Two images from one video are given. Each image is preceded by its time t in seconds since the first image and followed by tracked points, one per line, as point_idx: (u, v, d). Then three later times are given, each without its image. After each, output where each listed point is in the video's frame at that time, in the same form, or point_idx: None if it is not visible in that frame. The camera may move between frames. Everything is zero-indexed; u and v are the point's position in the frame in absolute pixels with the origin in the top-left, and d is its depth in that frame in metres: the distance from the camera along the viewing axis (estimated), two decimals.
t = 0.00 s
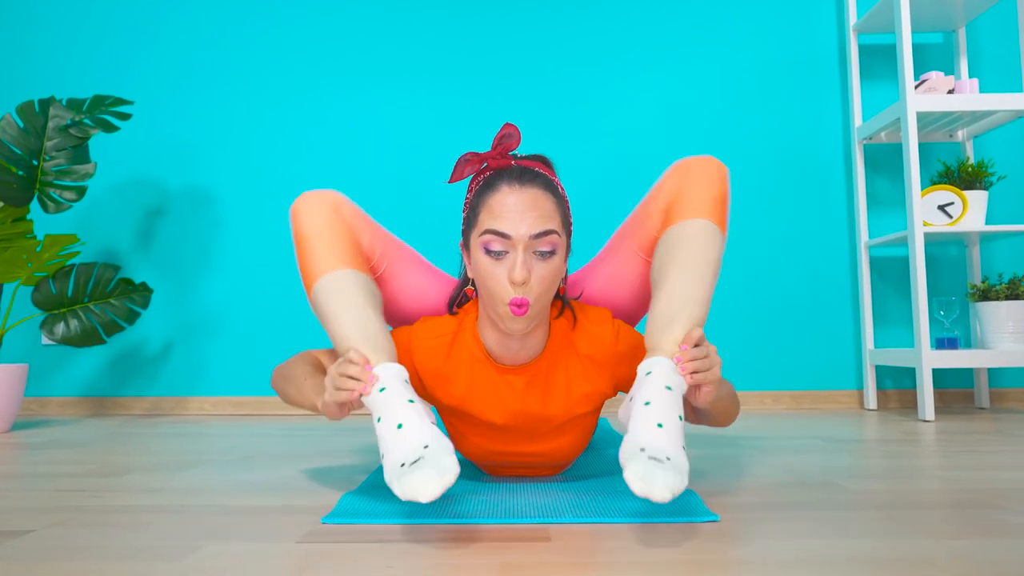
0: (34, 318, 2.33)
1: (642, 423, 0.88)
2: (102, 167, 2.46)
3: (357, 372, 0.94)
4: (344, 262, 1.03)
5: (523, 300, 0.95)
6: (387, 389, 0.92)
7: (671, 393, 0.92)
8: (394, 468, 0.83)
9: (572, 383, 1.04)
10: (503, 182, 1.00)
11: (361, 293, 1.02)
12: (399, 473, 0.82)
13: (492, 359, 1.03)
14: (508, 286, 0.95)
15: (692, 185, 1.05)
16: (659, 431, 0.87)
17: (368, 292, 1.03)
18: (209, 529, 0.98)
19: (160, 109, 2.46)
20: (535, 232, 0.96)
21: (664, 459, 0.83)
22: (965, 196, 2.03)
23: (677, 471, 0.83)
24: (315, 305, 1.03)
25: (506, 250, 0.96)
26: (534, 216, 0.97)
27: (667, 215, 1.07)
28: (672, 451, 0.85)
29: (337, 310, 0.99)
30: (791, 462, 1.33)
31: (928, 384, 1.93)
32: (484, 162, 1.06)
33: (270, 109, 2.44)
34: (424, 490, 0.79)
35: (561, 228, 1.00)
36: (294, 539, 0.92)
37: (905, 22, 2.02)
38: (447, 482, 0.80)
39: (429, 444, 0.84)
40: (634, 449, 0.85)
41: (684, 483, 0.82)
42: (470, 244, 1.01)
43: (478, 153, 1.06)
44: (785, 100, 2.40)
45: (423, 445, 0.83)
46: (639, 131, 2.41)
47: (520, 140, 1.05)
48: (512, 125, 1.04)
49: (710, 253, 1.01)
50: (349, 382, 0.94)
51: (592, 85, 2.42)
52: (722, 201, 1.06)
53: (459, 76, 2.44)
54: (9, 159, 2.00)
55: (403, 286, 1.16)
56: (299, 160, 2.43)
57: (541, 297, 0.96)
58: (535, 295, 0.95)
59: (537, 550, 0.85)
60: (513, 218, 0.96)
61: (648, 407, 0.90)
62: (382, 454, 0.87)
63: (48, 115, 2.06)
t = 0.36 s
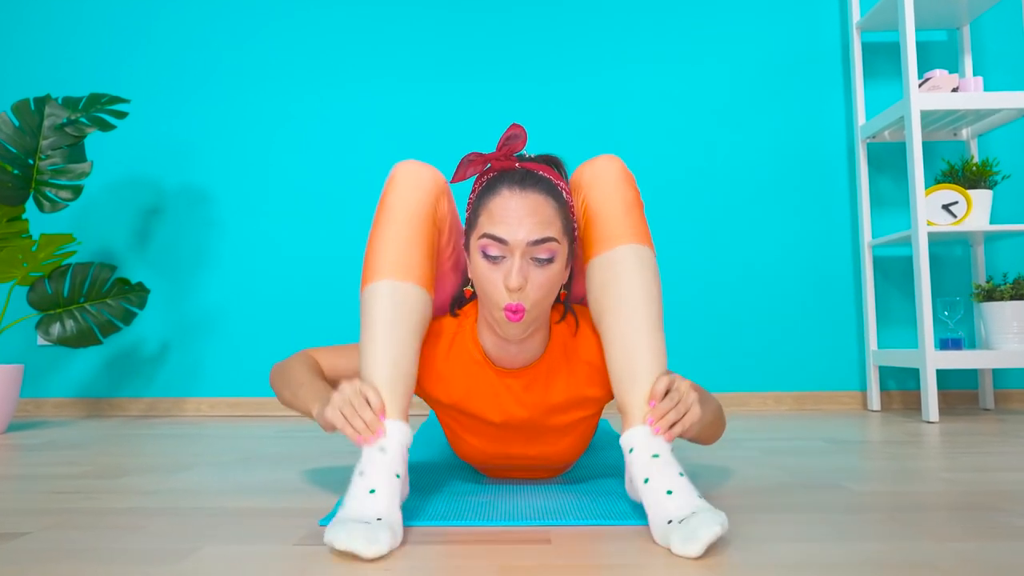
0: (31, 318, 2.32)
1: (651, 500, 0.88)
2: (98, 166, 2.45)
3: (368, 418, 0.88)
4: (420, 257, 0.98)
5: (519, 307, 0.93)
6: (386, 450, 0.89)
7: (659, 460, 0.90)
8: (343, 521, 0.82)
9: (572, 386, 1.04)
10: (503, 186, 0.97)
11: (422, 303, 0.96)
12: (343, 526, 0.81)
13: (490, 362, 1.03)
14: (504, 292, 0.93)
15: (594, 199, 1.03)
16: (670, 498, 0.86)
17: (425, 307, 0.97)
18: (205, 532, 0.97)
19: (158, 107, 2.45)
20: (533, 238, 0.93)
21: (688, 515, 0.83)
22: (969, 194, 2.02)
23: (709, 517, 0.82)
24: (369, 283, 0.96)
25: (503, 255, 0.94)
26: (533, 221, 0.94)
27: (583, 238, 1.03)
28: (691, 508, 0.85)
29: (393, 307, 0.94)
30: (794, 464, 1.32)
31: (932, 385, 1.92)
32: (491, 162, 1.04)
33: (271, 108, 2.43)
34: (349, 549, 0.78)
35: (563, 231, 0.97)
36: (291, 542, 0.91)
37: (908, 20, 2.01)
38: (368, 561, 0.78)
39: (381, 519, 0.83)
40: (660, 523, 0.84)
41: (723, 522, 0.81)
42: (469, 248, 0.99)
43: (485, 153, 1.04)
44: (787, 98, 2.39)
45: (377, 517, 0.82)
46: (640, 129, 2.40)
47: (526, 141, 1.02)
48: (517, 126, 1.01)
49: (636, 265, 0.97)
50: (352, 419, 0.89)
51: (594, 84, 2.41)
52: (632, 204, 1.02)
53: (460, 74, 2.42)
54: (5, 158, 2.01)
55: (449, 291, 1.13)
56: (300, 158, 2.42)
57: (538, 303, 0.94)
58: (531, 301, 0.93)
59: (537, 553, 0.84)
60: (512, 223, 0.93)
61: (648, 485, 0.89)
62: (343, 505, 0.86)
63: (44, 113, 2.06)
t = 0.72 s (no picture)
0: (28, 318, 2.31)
1: (650, 505, 0.87)
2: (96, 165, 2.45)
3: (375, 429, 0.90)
4: (433, 266, 0.97)
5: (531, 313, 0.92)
6: (393, 461, 0.89)
7: (659, 467, 0.90)
8: (349, 531, 0.81)
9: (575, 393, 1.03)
10: (506, 192, 0.95)
11: (434, 313, 0.96)
12: (349, 535, 0.80)
13: (493, 370, 1.02)
14: (515, 299, 0.92)
15: (585, 206, 1.01)
16: (670, 504, 0.86)
17: (437, 316, 0.97)
18: (202, 534, 0.96)
19: (156, 106, 2.44)
20: (541, 244, 0.92)
21: (687, 522, 0.82)
22: (974, 193, 2.01)
23: (706, 529, 0.82)
24: (379, 291, 0.96)
25: (511, 262, 0.93)
26: (540, 226, 0.92)
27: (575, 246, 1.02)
28: (690, 516, 0.84)
29: (404, 317, 0.94)
30: (798, 466, 1.31)
31: (936, 387, 1.91)
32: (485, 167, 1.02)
33: (272, 106, 2.42)
34: (356, 558, 0.77)
35: (568, 234, 0.96)
36: (290, 544, 0.90)
37: (912, 17, 2.00)
38: (379, 567, 0.77)
39: (389, 526, 0.82)
40: (657, 526, 0.83)
41: (719, 538, 0.81)
42: (472, 256, 0.97)
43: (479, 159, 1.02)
44: (789, 96, 2.38)
45: (385, 524, 0.82)
46: (642, 128, 2.39)
47: (521, 144, 1.02)
48: (513, 130, 1.01)
49: (630, 274, 0.96)
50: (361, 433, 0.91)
51: (595, 82, 2.40)
52: (624, 211, 1.01)
53: (462, 73, 2.41)
54: None
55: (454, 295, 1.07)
56: (300, 157, 2.41)
57: (548, 308, 0.93)
58: (543, 306, 0.92)
59: (537, 555, 0.83)
60: (519, 229, 0.92)
61: (647, 490, 0.88)
62: (351, 517, 0.85)
63: (39, 112, 2.05)
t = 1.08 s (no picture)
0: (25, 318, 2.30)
1: (651, 511, 0.85)
2: (93, 165, 2.44)
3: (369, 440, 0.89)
4: (413, 268, 0.96)
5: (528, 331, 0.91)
6: (390, 468, 0.88)
7: (659, 474, 0.89)
8: (344, 535, 0.80)
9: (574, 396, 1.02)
10: (497, 212, 0.92)
11: (417, 314, 0.94)
12: (344, 539, 0.79)
13: (491, 375, 1.00)
14: (510, 321, 0.91)
15: (584, 208, 1.00)
16: (671, 509, 0.84)
17: (422, 317, 0.96)
18: (198, 537, 0.95)
19: (153, 104, 2.43)
20: (536, 266, 0.90)
21: (689, 526, 0.81)
22: (979, 192, 2.00)
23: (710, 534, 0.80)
24: (362, 300, 0.94)
25: (504, 284, 0.91)
26: (534, 247, 0.90)
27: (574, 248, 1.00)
28: (692, 520, 0.83)
29: (388, 322, 0.92)
30: (801, 468, 1.29)
31: (941, 388, 1.89)
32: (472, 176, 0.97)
33: (273, 104, 2.41)
34: (352, 562, 0.75)
35: (561, 246, 0.94)
36: (287, 547, 0.89)
37: (917, 15, 1.99)
38: (375, 570, 0.76)
39: (384, 529, 0.80)
40: (657, 529, 0.82)
41: (722, 542, 0.80)
42: (464, 273, 0.95)
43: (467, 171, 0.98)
44: (792, 95, 2.37)
45: (381, 528, 0.80)
46: (643, 126, 2.37)
47: (509, 152, 0.99)
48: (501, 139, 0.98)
49: (629, 277, 0.94)
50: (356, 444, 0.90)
51: (596, 81, 2.38)
52: (623, 213, 0.99)
53: (463, 71, 2.40)
54: None
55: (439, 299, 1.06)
56: (301, 155, 2.39)
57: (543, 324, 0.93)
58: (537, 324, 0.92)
59: (536, 559, 0.81)
60: (512, 252, 0.89)
61: (648, 496, 0.87)
62: (347, 522, 0.84)
63: (33, 109, 2.05)
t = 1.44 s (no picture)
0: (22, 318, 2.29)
1: (654, 515, 0.84)
2: (89, 164, 2.44)
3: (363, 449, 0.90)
4: (412, 270, 0.95)
5: (519, 302, 0.91)
6: (387, 472, 0.87)
7: (661, 477, 0.88)
8: (340, 539, 0.78)
9: (578, 398, 1.01)
10: (482, 190, 0.94)
11: (417, 316, 0.94)
12: (341, 543, 0.77)
13: (493, 375, 0.99)
14: (496, 290, 0.90)
15: (583, 209, 0.99)
16: (675, 512, 0.83)
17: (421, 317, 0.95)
18: (194, 540, 0.94)
19: (149, 102, 2.42)
20: (520, 233, 0.91)
21: (693, 528, 0.80)
22: (984, 191, 1.98)
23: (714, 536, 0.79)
24: (360, 301, 0.94)
25: (492, 257, 0.92)
26: (518, 217, 0.91)
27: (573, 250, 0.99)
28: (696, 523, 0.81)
29: (387, 322, 0.92)
30: (804, 470, 1.28)
31: (946, 390, 1.88)
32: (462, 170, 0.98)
33: (275, 101, 2.40)
34: (350, 564, 0.74)
35: (551, 225, 0.94)
36: (285, 550, 0.88)
37: (921, 12, 1.98)
38: (373, 572, 0.74)
39: (383, 533, 0.79)
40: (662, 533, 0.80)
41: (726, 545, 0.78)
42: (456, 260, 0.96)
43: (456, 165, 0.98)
44: (794, 93, 2.36)
45: (378, 531, 0.79)
46: (644, 125, 2.36)
47: (496, 148, 0.98)
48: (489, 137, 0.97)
49: (631, 281, 0.94)
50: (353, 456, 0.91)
51: (598, 79, 2.37)
52: (625, 215, 0.98)
53: (464, 68, 2.39)
54: None
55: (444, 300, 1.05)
56: (301, 154, 2.38)
57: (533, 299, 0.91)
58: (526, 296, 0.91)
59: (536, 561, 0.80)
60: (496, 222, 0.91)
61: (650, 500, 0.86)
62: (344, 525, 0.82)
63: (28, 108, 2.06)
